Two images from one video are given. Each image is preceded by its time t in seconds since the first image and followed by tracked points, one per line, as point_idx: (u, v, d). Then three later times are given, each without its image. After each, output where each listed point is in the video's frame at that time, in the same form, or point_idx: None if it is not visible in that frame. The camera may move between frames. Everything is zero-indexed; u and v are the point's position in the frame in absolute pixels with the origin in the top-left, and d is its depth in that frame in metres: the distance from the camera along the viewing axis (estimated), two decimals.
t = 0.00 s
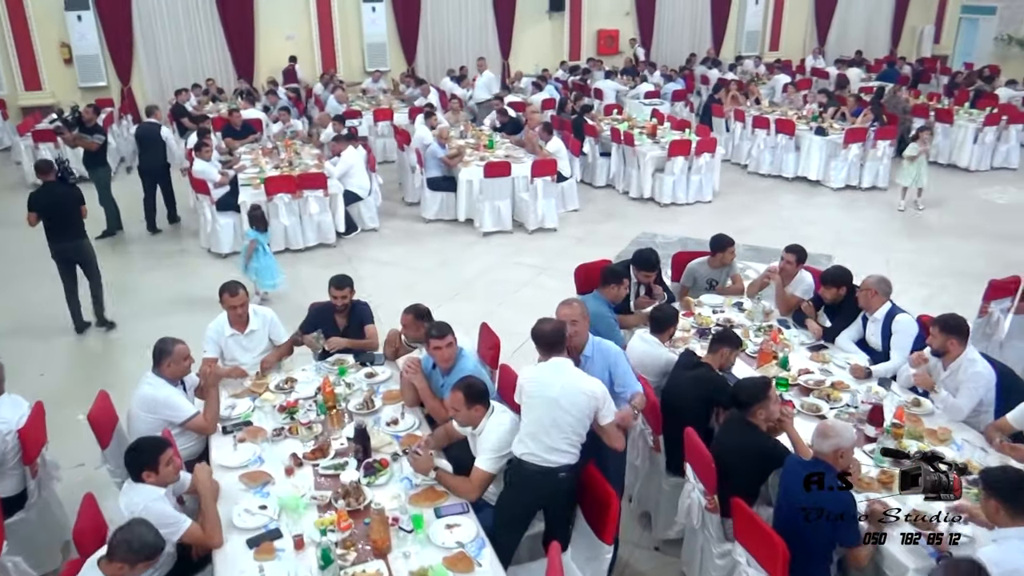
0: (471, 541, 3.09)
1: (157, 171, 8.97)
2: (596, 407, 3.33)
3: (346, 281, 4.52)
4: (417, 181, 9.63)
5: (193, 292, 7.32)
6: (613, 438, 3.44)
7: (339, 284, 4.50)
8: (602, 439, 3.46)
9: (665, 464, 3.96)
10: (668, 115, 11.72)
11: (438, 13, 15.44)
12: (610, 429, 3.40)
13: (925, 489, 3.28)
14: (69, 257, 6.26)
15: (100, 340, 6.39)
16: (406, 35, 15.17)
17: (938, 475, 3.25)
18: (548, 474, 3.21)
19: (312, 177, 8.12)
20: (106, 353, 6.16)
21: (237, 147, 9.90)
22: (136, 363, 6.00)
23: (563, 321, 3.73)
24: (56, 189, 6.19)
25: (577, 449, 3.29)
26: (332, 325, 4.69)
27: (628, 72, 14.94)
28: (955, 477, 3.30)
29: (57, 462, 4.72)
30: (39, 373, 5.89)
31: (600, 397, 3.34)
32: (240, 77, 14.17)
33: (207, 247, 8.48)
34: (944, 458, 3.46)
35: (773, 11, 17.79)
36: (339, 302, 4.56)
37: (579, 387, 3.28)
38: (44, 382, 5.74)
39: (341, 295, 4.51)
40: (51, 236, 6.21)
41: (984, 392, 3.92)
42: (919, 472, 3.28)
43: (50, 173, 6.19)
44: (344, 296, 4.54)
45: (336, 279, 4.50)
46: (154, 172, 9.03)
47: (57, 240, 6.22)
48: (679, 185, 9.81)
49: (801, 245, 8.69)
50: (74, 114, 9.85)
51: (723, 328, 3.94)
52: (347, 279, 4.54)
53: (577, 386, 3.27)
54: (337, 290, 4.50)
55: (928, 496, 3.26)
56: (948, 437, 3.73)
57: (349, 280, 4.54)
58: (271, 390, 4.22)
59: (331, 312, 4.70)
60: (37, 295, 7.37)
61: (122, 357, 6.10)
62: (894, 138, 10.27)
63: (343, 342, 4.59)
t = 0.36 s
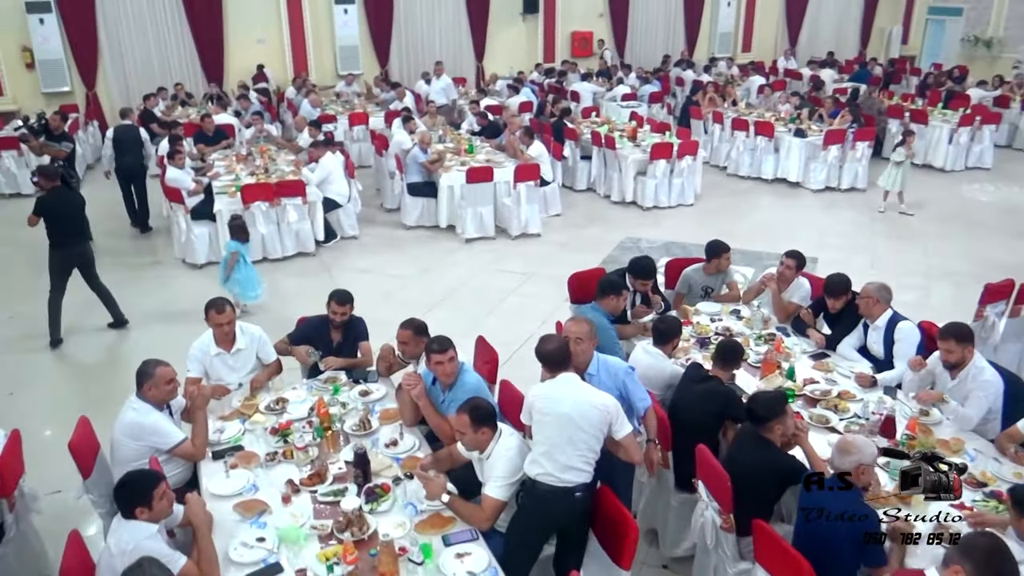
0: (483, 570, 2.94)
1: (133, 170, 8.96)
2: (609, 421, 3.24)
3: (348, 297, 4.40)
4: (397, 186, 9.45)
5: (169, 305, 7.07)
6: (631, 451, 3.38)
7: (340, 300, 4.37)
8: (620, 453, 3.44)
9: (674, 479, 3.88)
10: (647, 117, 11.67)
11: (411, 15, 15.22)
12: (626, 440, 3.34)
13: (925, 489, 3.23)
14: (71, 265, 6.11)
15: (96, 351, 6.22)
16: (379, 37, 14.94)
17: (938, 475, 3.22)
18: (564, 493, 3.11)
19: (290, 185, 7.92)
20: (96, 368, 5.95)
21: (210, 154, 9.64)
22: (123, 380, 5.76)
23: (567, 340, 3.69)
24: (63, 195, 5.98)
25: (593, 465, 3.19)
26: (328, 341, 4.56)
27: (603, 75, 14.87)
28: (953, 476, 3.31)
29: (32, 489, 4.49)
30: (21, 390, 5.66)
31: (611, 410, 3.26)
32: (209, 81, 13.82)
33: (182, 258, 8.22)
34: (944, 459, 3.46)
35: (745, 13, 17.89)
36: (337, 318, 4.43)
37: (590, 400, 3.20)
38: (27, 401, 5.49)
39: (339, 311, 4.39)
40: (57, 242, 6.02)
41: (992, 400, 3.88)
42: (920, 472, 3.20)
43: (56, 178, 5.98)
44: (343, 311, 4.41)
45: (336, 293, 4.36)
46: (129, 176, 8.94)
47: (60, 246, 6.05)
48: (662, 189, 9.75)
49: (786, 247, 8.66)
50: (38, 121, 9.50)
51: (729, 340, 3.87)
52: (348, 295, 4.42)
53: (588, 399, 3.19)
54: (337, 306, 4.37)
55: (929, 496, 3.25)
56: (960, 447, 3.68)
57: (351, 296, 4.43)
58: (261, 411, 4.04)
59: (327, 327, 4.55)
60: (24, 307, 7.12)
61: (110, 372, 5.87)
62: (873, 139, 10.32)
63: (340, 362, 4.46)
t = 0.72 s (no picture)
0: None
1: (101, 175, 8.84)
2: (621, 437, 3.11)
3: (341, 313, 4.27)
4: (376, 193, 9.26)
5: (145, 320, 6.82)
6: (646, 463, 3.19)
7: (333, 315, 4.25)
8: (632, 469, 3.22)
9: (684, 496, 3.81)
10: (626, 120, 11.61)
11: (384, 17, 15.00)
12: (640, 453, 3.17)
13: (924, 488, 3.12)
14: (71, 273, 6.03)
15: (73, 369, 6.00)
16: (351, 39, 14.70)
17: (939, 477, 3.14)
18: (582, 517, 2.99)
19: (268, 193, 7.71)
20: (75, 387, 5.72)
21: (182, 162, 9.36)
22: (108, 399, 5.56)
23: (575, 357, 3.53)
24: (62, 200, 5.91)
25: (608, 484, 3.07)
26: (319, 357, 4.40)
27: (580, 77, 14.80)
28: (953, 476, 3.26)
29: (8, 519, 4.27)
30: (1, 413, 5.41)
31: (621, 425, 3.13)
32: (177, 86, 13.47)
33: (155, 269, 7.96)
34: (944, 457, 3.43)
35: (717, 14, 17.96)
36: (329, 335, 4.30)
37: (599, 416, 3.06)
38: (4, 424, 5.26)
39: (331, 327, 4.26)
40: (56, 248, 5.93)
41: (1001, 409, 3.83)
42: (920, 473, 3.06)
43: (56, 183, 5.91)
44: (336, 327, 4.27)
45: (329, 309, 4.22)
46: (98, 180, 8.83)
47: (61, 253, 5.97)
48: (644, 192, 9.68)
49: (770, 249, 8.63)
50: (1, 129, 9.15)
51: (734, 349, 3.78)
52: (342, 311, 4.28)
53: (597, 416, 3.06)
54: (330, 322, 4.24)
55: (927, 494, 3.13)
56: (974, 457, 3.61)
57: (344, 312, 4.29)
58: (252, 434, 3.86)
59: (319, 343, 4.40)
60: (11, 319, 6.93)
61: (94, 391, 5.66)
62: (851, 141, 10.36)
63: (334, 382, 4.30)
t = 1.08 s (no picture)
0: None
1: (70, 179, 8.78)
2: (635, 454, 2.97)
3: (338, 330, 4.13)
4: (355, 200, 9.07)
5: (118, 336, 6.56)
6: (660, 480, 3.07)
7: (326, 332, 4.09)
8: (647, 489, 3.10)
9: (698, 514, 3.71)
10: (605, 123, 11.54)
11: (356, 19, 14.75)
12: (655, 470, 3.06)
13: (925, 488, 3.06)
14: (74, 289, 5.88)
15: (45, 390, 5.74)
16: (323, 42, 14.44)
17: (939, 476, 3.03)
18: (601, 541, 2.86)
19: (244, 201, 7.47)
20: (49, 409, 5.48)
21: (152, 169, 9.08)
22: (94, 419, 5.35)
23: (584, 375, 3.46)
24: (59, 214, 5.69)
25: (626, 504, 2.94)
26: (311, 376, 4.23)
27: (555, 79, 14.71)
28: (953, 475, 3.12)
29: None
30: None
31: (634, 442, 2.99)
32: (143, 91, 13.12)
33: (127, 282, 7.69)
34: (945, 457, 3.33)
35: (689, 16, 18.00)
36: (322, 352, 4.14)
37: (612, 434, 2.92)
38: None
39: (323, 345, 4.10)
40: (57, 265, 5.76)
41: (1011, 417, 3.78)
42: (919, 473, 3.03)
43: (49, 197, 5.66)
44: (330, 345, 4.12)
45: (325, 325, 4.09)
46: (66, 184, 8.76)
47: (62, 268, 5.79)
48: (626, 196, 9.61)
49: (755, 252, 8.59)
50: None
51: (740, 362, 3.68)
52: (337, 327, 4.14)
53: (611, 433, 2.92)
54: (325, 338, 4.08)
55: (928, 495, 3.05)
56: (988, 467, 3.55)
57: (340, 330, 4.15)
58: (243, 459, 3.68)
59: (311, 360, 4.23)
60: None
61: (77, 411, 5.43)
62: (830, 142, 10.39)
63: (326, 401, 4.13)
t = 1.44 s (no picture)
0: None
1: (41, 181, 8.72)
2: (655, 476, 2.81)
3: (331, 348, 3.96)
4: (333, 207, 8.87)
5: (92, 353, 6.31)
6: (678, 504, 2.94)
7: (317, 351, 3.92)
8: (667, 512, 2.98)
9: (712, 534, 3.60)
10: (583, 125, 11.46)
11: (327, 21, 14.49)
12: (673, 491, 2.91)
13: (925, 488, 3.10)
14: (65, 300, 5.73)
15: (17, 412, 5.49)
16: (293, 45, 14.17)
17: (938, 476, 3.05)
18: (622, 567, 2.72)
19: (220, 210, 7.24)
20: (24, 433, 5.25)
21: (122, 177, 8.79)
22: (68, 446, 5.14)
23: (599, 399, 3.40)
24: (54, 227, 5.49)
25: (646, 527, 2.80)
26: (302, 396, 4.06)
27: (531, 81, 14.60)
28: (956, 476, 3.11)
29: None
30: None
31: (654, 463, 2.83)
32: (109, 96, 12.75)
33: (99, 295, 7.42)
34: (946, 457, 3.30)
35: (661, 18, 18.01)
36: (315, 372, 3.98)
37: (630, 455, 2.75)
38: None
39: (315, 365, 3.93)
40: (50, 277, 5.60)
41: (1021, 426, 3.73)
42: (919, 473, 3.08)
43: (42, 208, 5.43)
44: (323, 363, 3.96)
45: (318, 343, 3.93)
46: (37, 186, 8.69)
47: (56, 279, 5.63)
48: (608, 199, 9.52)
49: (739, 255, 8.55)
50: None
51: (750, 375, 3.57)
52: (330, 345, 3.97)
53: (629, 454, 2.75)
54: (318, 356, 3.92)
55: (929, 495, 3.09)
56: (1002, 478, 3.49)
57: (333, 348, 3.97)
58: (236, 487, 3.49)
59: (303, 379, 4.07)
60: None
61: (49, 438, 5.21)
62: (808, 144, 10.41)
63: (321, 422, 3.96)
